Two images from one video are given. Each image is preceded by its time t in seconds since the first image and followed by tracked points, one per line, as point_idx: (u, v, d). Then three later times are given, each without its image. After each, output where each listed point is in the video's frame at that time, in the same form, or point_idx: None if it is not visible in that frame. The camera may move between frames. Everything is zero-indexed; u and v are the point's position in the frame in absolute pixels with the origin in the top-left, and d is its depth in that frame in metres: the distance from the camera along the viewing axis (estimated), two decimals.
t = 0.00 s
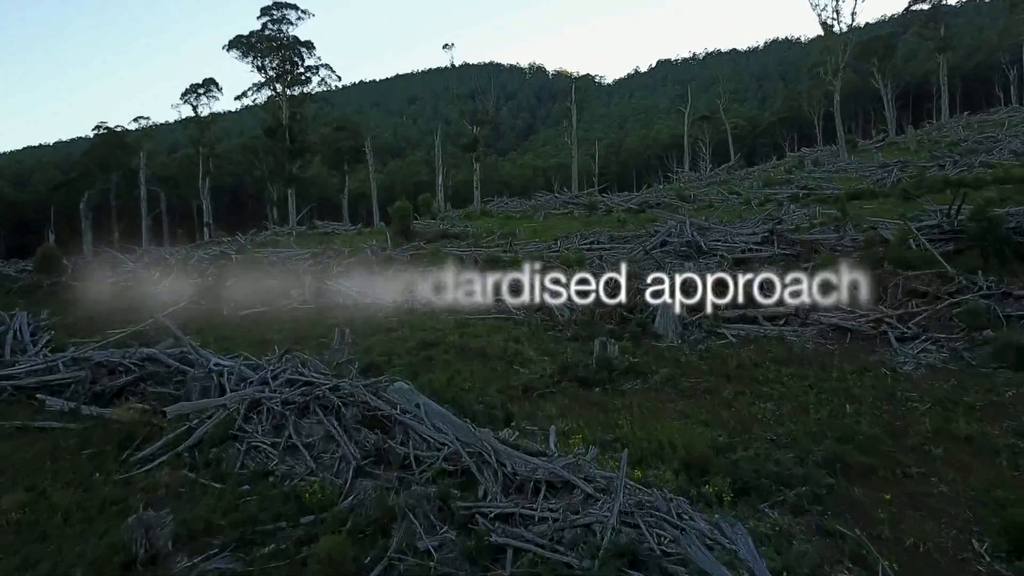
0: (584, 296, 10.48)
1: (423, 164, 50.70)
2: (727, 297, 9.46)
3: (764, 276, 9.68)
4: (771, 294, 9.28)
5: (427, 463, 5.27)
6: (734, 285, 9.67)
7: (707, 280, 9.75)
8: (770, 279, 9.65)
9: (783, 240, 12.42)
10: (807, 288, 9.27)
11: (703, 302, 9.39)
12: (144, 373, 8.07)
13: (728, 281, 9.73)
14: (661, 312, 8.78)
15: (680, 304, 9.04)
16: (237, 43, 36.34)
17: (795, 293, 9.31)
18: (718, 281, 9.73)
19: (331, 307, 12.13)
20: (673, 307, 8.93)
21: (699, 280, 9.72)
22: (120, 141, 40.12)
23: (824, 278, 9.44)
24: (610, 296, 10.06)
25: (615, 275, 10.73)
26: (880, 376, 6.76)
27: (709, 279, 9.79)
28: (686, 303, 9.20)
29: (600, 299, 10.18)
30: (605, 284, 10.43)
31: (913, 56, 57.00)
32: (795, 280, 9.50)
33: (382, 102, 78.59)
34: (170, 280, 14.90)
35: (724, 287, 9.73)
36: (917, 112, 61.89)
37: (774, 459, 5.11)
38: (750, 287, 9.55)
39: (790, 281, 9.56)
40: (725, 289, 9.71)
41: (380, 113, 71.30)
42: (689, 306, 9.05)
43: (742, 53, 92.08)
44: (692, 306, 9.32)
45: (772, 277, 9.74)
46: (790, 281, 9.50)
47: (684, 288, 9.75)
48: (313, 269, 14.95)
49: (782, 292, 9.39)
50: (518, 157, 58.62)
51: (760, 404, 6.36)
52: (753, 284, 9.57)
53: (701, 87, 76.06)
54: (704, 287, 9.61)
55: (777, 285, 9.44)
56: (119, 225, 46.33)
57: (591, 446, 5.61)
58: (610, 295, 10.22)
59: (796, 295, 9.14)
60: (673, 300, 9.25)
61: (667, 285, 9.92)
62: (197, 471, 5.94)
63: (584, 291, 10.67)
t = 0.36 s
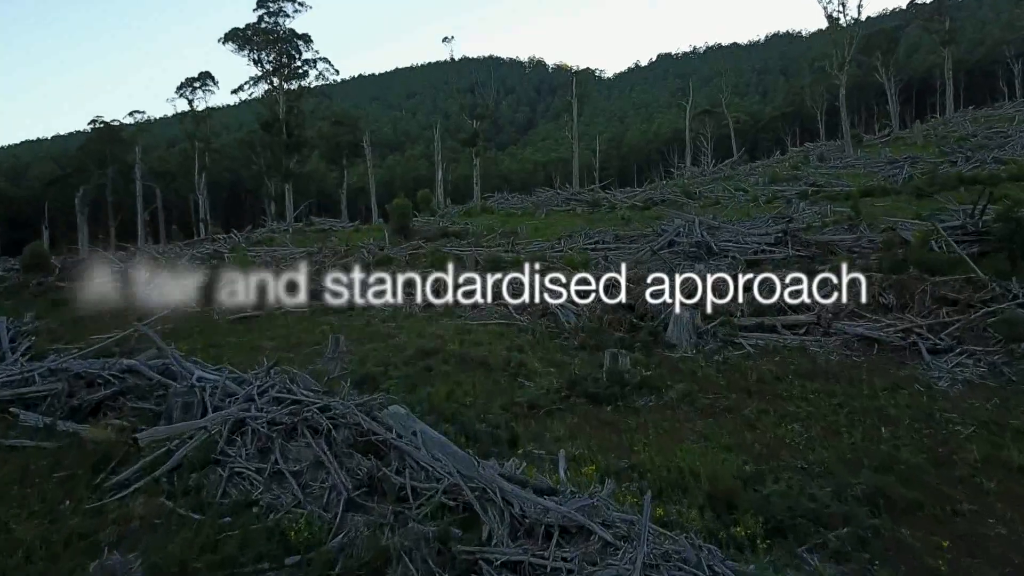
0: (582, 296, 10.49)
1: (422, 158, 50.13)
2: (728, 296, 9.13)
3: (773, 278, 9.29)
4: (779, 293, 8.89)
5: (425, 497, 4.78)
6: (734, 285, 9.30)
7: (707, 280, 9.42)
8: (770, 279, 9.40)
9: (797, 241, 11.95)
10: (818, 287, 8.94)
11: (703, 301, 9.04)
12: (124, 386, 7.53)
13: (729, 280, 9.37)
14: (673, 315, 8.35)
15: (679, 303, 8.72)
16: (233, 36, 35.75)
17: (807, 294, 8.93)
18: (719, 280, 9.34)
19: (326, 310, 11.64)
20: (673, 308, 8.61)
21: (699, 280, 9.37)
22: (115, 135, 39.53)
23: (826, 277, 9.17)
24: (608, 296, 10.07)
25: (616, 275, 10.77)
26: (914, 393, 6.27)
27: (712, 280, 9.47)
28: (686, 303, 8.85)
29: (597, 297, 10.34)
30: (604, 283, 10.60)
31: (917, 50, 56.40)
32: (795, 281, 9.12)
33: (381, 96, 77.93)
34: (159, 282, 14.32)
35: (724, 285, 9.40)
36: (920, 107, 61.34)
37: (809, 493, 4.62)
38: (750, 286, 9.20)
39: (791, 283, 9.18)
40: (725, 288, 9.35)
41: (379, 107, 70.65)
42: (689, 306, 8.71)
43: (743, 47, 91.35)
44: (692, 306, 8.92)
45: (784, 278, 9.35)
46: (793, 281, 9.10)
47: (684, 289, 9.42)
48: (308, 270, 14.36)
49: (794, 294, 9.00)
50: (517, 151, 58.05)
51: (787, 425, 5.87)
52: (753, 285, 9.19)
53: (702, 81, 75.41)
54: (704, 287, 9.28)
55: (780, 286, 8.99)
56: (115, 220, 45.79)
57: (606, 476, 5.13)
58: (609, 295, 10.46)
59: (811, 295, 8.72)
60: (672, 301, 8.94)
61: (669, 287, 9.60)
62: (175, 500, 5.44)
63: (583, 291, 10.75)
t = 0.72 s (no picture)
0: (583, 296, 10.37)
1: (422, 149, 49.50)
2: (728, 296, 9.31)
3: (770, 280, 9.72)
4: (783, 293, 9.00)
5: (424, 538, 4.28)
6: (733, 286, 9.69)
7: (706, 279, 9.87)
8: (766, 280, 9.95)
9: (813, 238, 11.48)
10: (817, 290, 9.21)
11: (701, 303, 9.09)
12: (101, 398, 7.00)
13: (726, 282, 9.79)
14: (688, 319, 7.89)
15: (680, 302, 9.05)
16: (229, 25, 34.99)
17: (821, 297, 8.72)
18: (718, 281, 9.72)
19: (320, 310, 11.18)
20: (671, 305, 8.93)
21: (699, 280, 9.85)
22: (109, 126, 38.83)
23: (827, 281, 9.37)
24: (609, 297, 10.05)
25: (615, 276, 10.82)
26: (957, 411, 5.78)
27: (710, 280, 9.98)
28: (686, 301, 9.15)
29: (597, 297, 10.05)
30: (605, 286, 10.33)
31: (924, 39, 55.56)
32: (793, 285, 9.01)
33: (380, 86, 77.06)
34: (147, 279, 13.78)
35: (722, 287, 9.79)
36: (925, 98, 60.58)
37: (857, 535, 4.12)
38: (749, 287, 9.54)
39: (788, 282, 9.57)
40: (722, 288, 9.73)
41: (378, 97, 69.88)
42: (690, 306, 8.98)
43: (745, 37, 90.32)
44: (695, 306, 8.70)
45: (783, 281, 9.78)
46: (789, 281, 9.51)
47: (683, 289, 9.84)
48: (302, 268, 13.77)
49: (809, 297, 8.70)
50: (518, 142, 57.39)
51: (818, 447, 5.38)
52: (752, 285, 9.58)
53: (704, 71, 74.55)
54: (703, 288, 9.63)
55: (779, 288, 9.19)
56: (111, 212, 45.20)
57: (624, 511, 4.65)
58: (610, 295, 10.18)
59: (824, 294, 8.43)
60: (673, 300, 9.12)
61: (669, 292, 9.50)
62: (149, 531, 4.93)
63: (583, 291, 10.35)
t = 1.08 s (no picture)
0: (583, 297, 9.86)
1: (421, 138, 48.86)
2: (731, 296, 8.66)
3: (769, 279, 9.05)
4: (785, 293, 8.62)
5: None
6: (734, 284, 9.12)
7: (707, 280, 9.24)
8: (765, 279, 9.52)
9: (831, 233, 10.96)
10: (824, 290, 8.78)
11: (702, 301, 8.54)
12: (76, 411, 6.48)
13: (726, 279, 9.22)
14: (706, 325, 7.36)
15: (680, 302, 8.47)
16: (224, 11, 34.25)
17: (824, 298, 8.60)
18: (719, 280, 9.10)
19: (315, 310, 10.69)
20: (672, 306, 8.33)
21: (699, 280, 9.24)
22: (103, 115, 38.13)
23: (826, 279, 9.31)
24: (610, 300, 9.41)
25: (615, 275, 10.24)
26: (1008, 433, 5.30)
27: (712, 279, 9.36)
28: (687, 302, 8.55)
29: (598, 299, 9.50)
30: (605, 285, 9.79)
31: (930, 27, 54.79)
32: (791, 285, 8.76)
33: (378, 74, 76.18)
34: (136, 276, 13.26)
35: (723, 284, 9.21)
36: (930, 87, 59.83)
37: None
38: (750, 287, 9.04)
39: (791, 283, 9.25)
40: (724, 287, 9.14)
41: (376, 85, 69.04)
42: (692, 306, 8.37)
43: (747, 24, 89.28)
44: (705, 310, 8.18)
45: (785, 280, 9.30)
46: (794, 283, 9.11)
47: (683, 288, 9.22)
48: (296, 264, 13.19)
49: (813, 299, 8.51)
50: (518, 131, 56.71)
51: (855, 473, 4.91)
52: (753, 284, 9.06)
53: (706, 59, 73.67)
54: (703, 286, 9.04)
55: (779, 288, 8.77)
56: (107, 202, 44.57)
57: (649, 552, 4.18)
58: (611, 295, 9.66)
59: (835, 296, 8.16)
60: (673, 300, 8.50)
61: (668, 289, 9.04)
62: (119, 571, 4.42)
63: (585, 291, 9.87)
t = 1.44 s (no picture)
0: (583, 296, 9.39)
1: (420, 126, 48.17)
2: (731, 296, 8.01)
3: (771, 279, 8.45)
4: (786, 294, 7.96)
5: None
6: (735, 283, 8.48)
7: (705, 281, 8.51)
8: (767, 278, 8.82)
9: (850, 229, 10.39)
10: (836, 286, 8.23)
11: (702, 302, 7.92)
12: (44, 427, 5.96)
13: (727, 280, 8.64)
14: (726, 332, 6.86)
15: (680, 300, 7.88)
16: None
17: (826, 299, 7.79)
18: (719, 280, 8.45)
19: (310, 310, 10.17)
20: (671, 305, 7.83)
21: (698, 281, 8.56)
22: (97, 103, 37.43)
23: (824, 278, 8.55)
24: (610, 299, 8.92)
25: (615, 275, 9.77)
26: None
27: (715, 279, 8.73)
28: (688, 301, 7.94)
29: (599, 298, 9.00)
30: (605, 285, 9.29)
31: (936, 14, 54.01)
32: (794, 281, 8.41)
33: (376, 62, 75.29)
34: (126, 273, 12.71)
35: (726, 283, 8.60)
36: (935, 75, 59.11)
37: None
38: (749, 287, 8.30)
39: (791, 283, 8.49)
40: (723, 287, 8.47)
41: (374, 73, 68.14)
42: (693, 305, 7.78)
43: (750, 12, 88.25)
44: (717, 311, 7.60)
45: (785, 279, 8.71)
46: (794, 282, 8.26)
47: (683, 289, 8.60)
48: (290, 262, 12.65)
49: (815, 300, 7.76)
50: (518, 119, 56.03)
51: (902, 507, 4.44)
52: (752, 284, 8.39)
53: (708, 46, 72.80)
54: (704, 287, 8.39)
55: (779, 287, 8.14)
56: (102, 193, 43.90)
57: None
58: (611, 295, 9.14)
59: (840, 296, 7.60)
60: (673, 300, 7.91)
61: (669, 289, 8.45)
62: None
63: (584, 291, 9.36)
